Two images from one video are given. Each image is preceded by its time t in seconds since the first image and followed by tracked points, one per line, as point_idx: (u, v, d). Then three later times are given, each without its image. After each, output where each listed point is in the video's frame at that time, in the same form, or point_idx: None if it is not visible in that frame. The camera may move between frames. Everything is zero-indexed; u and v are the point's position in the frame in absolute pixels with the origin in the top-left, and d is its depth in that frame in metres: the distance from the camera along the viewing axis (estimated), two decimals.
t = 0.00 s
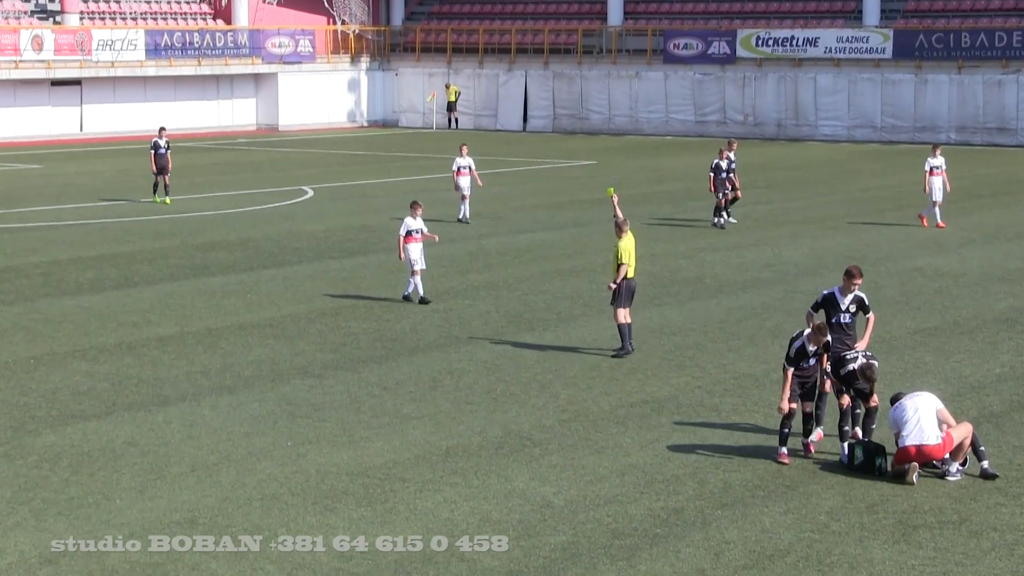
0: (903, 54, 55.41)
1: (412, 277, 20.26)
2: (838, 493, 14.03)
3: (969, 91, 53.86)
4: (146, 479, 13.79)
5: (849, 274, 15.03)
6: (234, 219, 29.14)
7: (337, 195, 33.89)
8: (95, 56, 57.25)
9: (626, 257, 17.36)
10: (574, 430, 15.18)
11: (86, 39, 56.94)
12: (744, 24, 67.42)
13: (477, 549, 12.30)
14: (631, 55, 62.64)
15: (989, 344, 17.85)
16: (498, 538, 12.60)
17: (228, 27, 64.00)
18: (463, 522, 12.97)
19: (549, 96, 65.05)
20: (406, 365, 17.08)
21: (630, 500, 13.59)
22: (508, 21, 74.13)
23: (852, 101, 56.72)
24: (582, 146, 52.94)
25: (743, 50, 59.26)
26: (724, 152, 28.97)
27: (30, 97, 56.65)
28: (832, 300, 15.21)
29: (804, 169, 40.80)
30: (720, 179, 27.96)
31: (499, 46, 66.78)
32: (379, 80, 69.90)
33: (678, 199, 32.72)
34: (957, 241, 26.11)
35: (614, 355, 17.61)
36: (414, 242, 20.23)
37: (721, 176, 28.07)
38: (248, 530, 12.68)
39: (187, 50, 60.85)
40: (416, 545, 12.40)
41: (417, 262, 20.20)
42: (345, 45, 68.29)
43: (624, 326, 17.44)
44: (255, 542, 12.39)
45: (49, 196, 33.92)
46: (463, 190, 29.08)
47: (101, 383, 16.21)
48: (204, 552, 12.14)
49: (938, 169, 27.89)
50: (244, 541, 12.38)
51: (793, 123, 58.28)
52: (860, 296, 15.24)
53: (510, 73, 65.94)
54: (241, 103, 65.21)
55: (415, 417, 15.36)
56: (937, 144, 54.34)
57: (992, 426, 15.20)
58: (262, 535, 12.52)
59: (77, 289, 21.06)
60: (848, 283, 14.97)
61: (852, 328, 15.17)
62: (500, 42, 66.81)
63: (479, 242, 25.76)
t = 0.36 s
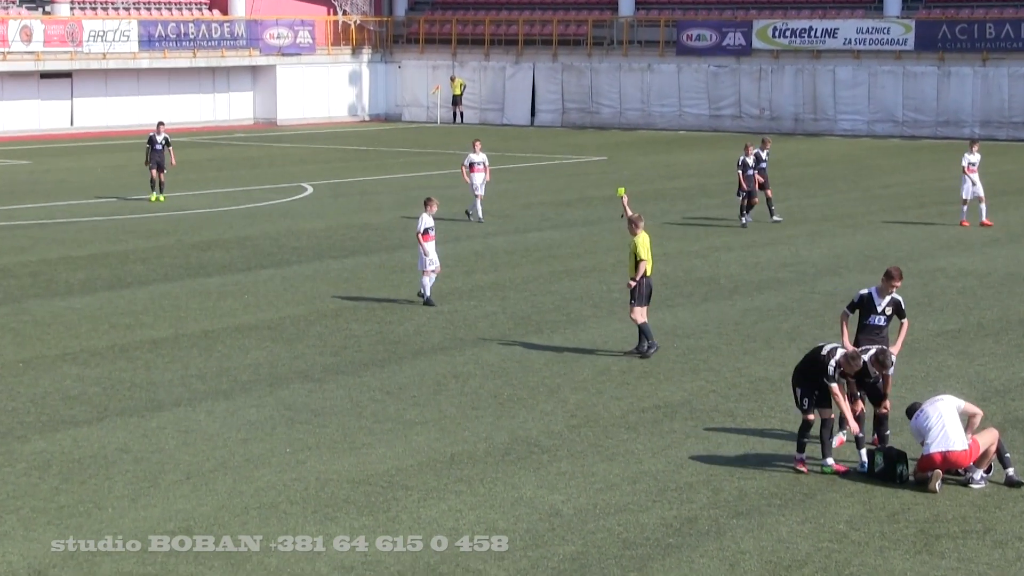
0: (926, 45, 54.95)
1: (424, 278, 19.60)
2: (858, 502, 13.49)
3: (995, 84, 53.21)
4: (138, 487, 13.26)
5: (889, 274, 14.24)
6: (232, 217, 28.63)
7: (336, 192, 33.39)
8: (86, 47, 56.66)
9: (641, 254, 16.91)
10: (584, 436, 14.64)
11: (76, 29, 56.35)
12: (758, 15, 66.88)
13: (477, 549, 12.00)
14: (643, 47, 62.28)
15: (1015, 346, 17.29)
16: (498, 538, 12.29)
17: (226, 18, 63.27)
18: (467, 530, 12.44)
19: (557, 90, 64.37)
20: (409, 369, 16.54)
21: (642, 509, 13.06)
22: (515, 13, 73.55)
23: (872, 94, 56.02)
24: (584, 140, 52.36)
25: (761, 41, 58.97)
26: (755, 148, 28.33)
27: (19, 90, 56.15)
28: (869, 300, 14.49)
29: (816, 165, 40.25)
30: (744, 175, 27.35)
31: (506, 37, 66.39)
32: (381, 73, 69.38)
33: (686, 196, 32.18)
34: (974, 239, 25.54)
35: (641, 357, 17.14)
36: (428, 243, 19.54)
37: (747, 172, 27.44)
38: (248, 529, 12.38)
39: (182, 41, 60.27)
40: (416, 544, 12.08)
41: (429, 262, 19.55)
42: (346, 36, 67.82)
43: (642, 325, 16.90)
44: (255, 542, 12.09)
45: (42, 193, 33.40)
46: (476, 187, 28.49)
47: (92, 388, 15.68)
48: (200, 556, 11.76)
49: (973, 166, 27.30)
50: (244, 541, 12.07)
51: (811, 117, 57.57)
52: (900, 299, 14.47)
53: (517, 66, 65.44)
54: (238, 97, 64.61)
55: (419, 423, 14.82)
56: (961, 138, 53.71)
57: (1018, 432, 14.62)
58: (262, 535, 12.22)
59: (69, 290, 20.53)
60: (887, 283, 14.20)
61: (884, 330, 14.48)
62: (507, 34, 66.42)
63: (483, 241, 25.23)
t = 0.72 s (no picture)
0: (944, 36, 54.04)
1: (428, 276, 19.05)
2: (873, 510, 12.96)
3: (1015, 75, 52.34)
4: (125, 495, 12.74)
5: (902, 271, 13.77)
6: (226, 213, 28.14)
7: (332, 188, 32.89)
8: (71, 38, 56.32)
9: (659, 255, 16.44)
10: (589, 441, 14.13)
11: (62, 19, 56.06)
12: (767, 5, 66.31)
13: (478, 549, 11.70)
14: (650, 37, 61.89)
15: None
16: (498, 538, 11.98)
17: (217, 8, 63.01)
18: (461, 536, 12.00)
19: (562, 82, 63.81)
20: (408, 371, 16.02)
21: (649, 517, 12.55)
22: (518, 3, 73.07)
23: (887, 87, 55.36)
24: (584, 134, 51.83)
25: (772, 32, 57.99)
26: (783, 144, 27.73)
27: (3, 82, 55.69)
28: (886, 302, 14.00)
29: (824, 161, 39.68)
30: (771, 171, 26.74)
31: (508, 27, 65.96)
32: (379, 65, 68.66)
33: (691, 192, 31.65)
34: (988, 237, 24.98)
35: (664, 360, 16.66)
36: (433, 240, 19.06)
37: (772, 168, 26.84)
38: (248, 529, 12.08)
39: (170, 32, 59.95)
40: (416, 544, 11.77)
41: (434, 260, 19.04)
42: (342, 26, 67.49)
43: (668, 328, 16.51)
44: (254, 542, 11.79)
45: (30, 189, 32.90)
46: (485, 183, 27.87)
47: (78, 391, 15.17)
48: (194, 561, 11.37)
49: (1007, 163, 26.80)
50: (244, 541, 11.78)
51: (824, 110, 56.92)
52: (917, 298, 13.98)
53: (519, 57, 64.89)
54: (229, 89, 64.22)
55: (418, 428, 14.31)
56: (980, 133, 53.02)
57: None
58: (262, 534, 11.93)
59: (54, 289, 20.02)
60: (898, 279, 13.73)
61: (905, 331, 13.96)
62: (509, 24, 66.03)
63: (483, 239, 24.72)
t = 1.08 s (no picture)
0: (960, 26, 53.33)
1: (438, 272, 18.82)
2: (887, 519, 12.44)
3: None
4: (107, 504, 12.23)
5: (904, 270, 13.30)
6: (216, 210, 27.61)
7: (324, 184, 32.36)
8: (53, 28, 55.51)
9: (678, 257, 16.16)
10: (589, 447, 13.62)
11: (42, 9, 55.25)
12: None
13: (477, 550, 11.41)
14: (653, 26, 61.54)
15: None
16: (498, 538, 11.69)
17: None
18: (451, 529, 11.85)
19: (561, 74, 63.53)
20: (403, 375, 15.51)
21: (654, 526, 12.03)
22: None
23: (901, 78, 54.48)
24: (583, 128, 51.29)
25: (781, 22, 57.47)
26: (806, 136, 26.97)
27: None
28: (891, 304, 13.53)
29: (830, 156, 39.17)
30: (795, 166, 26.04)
31: (507, 17, 65.85)
32: (372, 55, 68.68)
33: (694, 189, 31.11)
34: (1001, 235, 24.44)
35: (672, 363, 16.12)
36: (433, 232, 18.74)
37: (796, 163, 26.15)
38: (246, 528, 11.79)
39: (154, 21, 59.30)
40: (416, 544, 11.50)
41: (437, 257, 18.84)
42: (333, 17, 67.13)
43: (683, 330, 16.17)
44: (254, 541, 11.51)
45: (14, 186, 32.38)
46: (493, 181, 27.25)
47: (59, 396, 14.67)
48: (185, 568, 10.99)
49: None
50: (244, 541, 11.50)
51: (835, 103, 56.20)
52: (921, 297, 13.51)
53: (518, 48, 64.69)
54: (217, 82, 63.68)
55: (412, 433, 13.81)
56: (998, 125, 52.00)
57: None
58: (262, 534, 11.63)
59: (35, 290, 19.50)
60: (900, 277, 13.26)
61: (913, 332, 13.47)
62: (507, 14, 65.88)
63: (481, 237, 24.20)
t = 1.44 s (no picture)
0: (972, 17, 52.79)
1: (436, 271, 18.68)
2: (897, 526, 12.03)
3: None
4: (91, 511, 11.82)
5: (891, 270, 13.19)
6: (206, 208, 27.21)
7: (318, 181, 31.98)
8: (35, 19, 55.10)
9: (698, 263, 15.44)
10: (590, 452, 13.23)
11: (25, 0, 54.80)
12: None
13: (478, 549, 11.16)
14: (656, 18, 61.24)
15: None
16: (498, 538, 11.43)
17: None
18: (443, 528, 11.60)
19: (560, 67, 63.11)
20: (399, 377, 15.11)
21: (656, 534, 11.63)
22: None
23: (912, 71, 54.02)
24: (581, 123, 50.84)
25: (787, 13, 57.28)
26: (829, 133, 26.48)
27: None
28: (884, 308, 13.37)
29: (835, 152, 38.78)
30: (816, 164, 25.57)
31: (504, 9, 65.42)
32: (366, 47, 68.44)
33: (698, 186, 30.69)
34: (1013, 232, 24.03)
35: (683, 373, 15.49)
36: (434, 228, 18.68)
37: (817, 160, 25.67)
38: (246, 527, 11.56)
39: (141, 13, 58.83)
40: (416, 544, 11.26)
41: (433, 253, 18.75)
42: (326, 9, 66.77)
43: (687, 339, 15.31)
44: (255, 542, 11.27)
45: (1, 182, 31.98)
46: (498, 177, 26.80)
47: (42, 399, 14.27)
48: (182, 569, 10.70)
49: None
50: (244, 541, 11.26)
51: (845, 97, 55.72)
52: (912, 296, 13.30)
53: (516, 40, 64.20)
54: (206, 76, 63.25)
55: (408, 438, 13.40)
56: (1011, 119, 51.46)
57: None
58: (263, 534, 11.40)
59: (19, 290, 19.11)
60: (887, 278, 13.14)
61: (908, 332, 13.35)
62: (504, 5, 65.54)
63: (478, 235, 23.81)
